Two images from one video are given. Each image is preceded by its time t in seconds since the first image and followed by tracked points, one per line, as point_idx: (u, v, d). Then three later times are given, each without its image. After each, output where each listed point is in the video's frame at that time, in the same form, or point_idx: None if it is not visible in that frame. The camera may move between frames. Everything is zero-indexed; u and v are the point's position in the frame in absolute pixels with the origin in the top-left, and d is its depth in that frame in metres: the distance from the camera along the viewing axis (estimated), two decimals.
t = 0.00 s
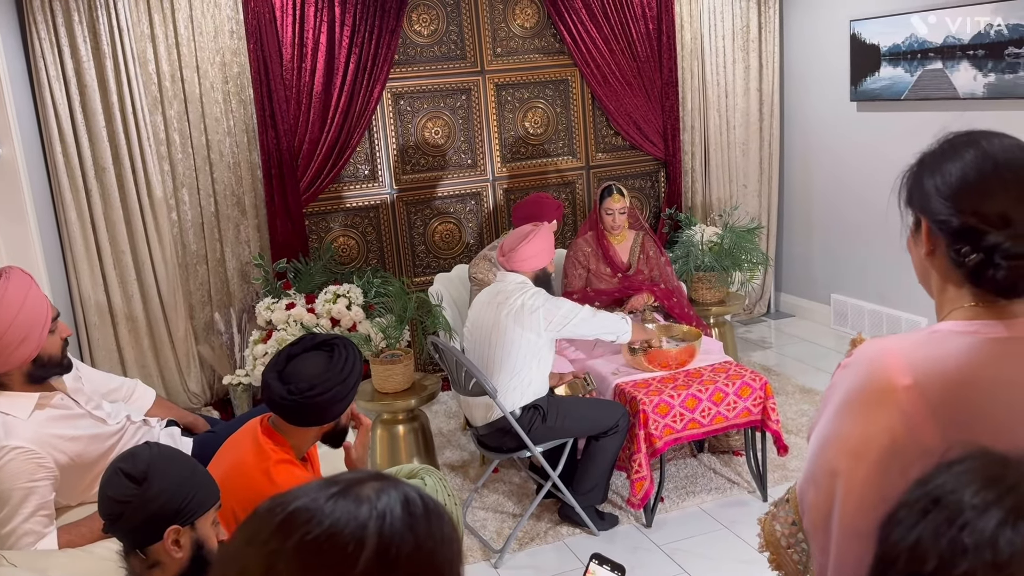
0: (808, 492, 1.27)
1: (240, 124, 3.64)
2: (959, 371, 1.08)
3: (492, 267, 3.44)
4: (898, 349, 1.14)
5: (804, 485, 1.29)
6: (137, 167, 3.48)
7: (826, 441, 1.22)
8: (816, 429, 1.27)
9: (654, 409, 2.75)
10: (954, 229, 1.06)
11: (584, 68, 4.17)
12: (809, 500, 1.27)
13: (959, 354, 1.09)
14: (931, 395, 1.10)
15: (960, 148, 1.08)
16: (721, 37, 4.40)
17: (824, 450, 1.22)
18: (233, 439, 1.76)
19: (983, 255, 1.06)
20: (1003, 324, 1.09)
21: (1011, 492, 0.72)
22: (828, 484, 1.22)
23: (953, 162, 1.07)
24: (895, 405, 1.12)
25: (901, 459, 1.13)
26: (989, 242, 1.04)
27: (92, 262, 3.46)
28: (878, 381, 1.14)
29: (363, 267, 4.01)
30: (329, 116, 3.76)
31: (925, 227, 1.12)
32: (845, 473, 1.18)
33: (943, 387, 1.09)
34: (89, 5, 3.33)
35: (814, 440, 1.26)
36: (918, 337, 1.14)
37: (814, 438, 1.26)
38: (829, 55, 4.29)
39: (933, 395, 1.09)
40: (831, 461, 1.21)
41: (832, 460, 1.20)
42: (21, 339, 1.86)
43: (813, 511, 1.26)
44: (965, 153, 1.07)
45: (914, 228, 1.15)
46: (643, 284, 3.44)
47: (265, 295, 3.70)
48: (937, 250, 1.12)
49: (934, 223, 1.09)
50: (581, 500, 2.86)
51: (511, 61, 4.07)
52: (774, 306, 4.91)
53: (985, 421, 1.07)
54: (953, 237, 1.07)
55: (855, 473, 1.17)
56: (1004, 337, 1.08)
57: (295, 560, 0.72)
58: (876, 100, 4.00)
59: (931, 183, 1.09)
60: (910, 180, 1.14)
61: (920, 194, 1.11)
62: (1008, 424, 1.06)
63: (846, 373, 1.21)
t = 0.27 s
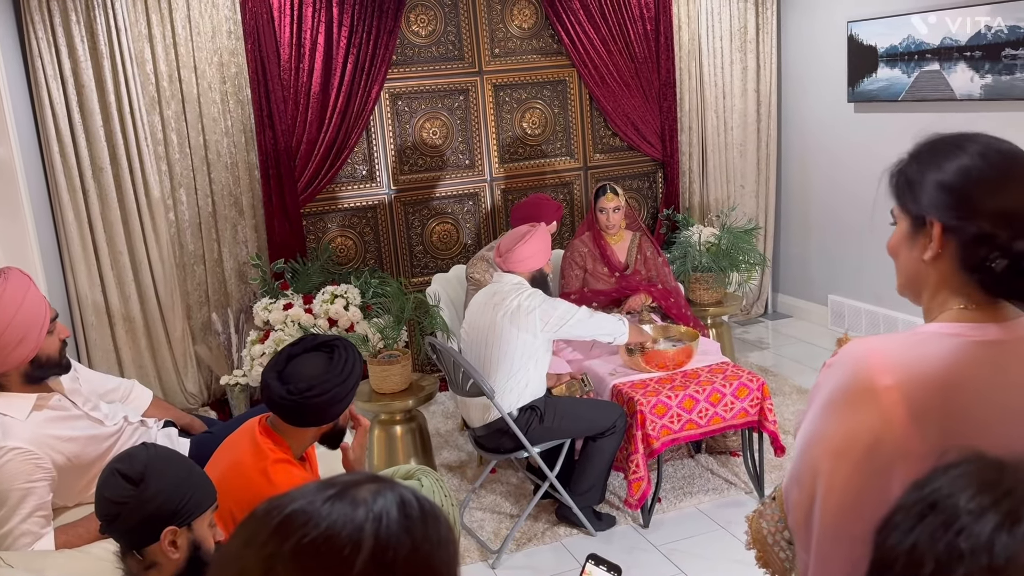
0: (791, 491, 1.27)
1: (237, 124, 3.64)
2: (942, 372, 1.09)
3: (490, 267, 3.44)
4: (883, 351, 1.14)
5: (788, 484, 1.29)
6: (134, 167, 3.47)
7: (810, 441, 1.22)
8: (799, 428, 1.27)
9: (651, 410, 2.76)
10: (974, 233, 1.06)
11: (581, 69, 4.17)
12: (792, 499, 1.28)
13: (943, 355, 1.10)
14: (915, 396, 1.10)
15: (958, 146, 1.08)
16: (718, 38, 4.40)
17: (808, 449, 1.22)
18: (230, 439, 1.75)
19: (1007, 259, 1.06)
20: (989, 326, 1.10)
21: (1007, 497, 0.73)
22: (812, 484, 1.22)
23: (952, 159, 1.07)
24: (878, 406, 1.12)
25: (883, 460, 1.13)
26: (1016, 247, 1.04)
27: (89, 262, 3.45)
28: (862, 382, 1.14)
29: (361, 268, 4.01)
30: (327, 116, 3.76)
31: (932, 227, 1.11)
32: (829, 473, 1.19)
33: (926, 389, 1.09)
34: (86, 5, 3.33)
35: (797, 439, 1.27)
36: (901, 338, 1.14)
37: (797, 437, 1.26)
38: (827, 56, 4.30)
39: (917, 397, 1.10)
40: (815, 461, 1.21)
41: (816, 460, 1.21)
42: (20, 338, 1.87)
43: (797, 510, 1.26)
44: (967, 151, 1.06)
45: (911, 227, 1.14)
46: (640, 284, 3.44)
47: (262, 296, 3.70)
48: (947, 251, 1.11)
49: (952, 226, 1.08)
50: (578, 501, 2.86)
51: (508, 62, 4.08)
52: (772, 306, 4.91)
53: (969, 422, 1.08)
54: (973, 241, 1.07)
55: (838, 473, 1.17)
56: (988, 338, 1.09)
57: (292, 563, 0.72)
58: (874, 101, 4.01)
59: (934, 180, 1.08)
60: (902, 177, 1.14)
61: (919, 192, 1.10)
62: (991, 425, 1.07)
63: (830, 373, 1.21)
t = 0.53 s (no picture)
0: (782, 490, 1.28)
1: (236, 124, 3.64)
2: (932, 374, 1.09)
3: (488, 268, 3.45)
4: (874, 351, 1.14)
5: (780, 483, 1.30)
6: (132, 166, 3.47)
7: (800, 440, 1.22)
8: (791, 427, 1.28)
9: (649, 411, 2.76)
10: (972, 238, 1.06)
11: (580, 70, 4.17)
12: (782, 497, 1.28)
13: (933, 356, 1.10)
14: (905, 397, 1.10)
15: (947, 148, 1.08)
16: (717, 39, 4.40)
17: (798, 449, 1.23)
18: (229, 439, 1.75)
19: (1010, 265, 1.06)
20: (980, 329, 1.10)
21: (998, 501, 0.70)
22: (802, 483, 1.23)
23: (941, 161, 1.08)
24: (867, 406, 1.13)
25: (872, 460, 1.14)
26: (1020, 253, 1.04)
27: (86, 261, 3.45)
28: (853, 382, 1.14)
29: (359, 268, 4.01)
30: (326, 116, 3.75)
31: (927, 232, 1.11)
32: (818, 472, 1.19)
33: (915, 390, 1.09)
34: (85, 5, 3.33)
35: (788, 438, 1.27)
36: (892, 339, 1.14)
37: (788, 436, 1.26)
38: (825, 57, 4.30)
39: (906, 398, 1.10)
40: (804, 460, 1.21)
41: (806, 460, 1.21)
42: (19, 338, 1.88)
43: (787, 509, 1.26)
44: (957, 152, 1.07)
45: (905, 231, 1.13)
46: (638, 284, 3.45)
47: (260, 296, 3.70)
48: (945, 256, 1.10)
49: (951, 231, 1.07)
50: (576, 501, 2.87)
51: (506, 62, 4.08)
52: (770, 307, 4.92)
53: (959, 424, 1.08)
54: (971, 247, 1.07)
55: (827, 472, 1.18)
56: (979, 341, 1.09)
57: (287, 564, 0.72)
58: (872, 102, 4.01)
59: (923, 180, 1.09)
60: (892, 181, 1.14)
61: (910, 195, 1.10)
62: (981, 427, 1.07)
63: (822, 372, 1.21)
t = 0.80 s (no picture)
0: (783, 493, 1.28)
1: (235, 124, 3.63)
2: (930, 377, 1.09)
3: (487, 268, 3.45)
4: (871, 354, 1.14)
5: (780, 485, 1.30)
6: (131, 166, 3.47)
7: (800, 443, 1.22)
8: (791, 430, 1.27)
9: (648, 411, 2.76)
10: (956, 240, 1.07)
11: (579, 70, 4.18)
12: (783, 500, 1.28)
13: (931, 359, 1.10)
14: (903, 400, 1.10)
15: (940, 150, 1.08)
16: (716, 40, 4.41)
17: (798, 452, 1.23)
18: (226, 440, 1.75)
19: (992, 267, 1.06)
20: (977, 330, 1.10)
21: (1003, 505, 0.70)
22: (802, 485, 1.23)
23: (932, 164, 1.08)
24: (866, 409, 1.12)
25: (872, 462, 1.14)
26: (1000, 254, 1.04)
27: (85, 261, 3.45)
28: (851, 385, 1.14)
29: (358, 268, 4.01)
30: (325, 116, 3.75)
31: (914, 234, 1.11)
32: (819, 474, 1.19)
33: (913, 393, 1.09)
34: (84, 4, 3.32)
35: (788, 441, 1.27)
36: (890, 342, 1.14)
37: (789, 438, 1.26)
38: (824, 57, 4.30)
39: (905, 401, 1.09)
40: (805, 463, 1.21)
41: (807, 463, 1.21)
42: (19, 338, 1.88)
43: (788, 511, 1.27)
44: (947, 156, 1.07)
45: (897, 233, 1.14)
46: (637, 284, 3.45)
47: (259, 296, 3.70)
48: (932, 258, 1.11)
49: (935, 232, 1.08)
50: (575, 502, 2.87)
51: (505, 62, 4.08)
52: (769, 307, 4.92)
53: (957, 427, 1.08)
54: (956, 249, 1.08)
55: (828, 475, 1.18)
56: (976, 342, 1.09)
57: (279, 565, 0.72)
58: (871, 103, 4.01)
59: (913, 184, 1.09)
60: (885, 182, 1.14)
61: (901, 198, 1.11)
62: (979, 429, 1.07)
63: (821, 375, 1.21)
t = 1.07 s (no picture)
0: (787, 495, 1.28)
1: (234, 124, 3.63)
2: (933, 378, 1.09)
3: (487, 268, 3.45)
4: (874, 355, 1.14)
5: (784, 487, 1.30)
6: (130, 166, 3.47)
7: (803, 445, 1.22)
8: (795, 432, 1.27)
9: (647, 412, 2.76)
10: (949, 241, 1.07)
11: (579, 70, 4.18)
12: (787, 502, 1.28)
13: (934, 359, 1.10)
14: (906, 400, 1.10)
15: (940, 152, 1.09)
16: (716, 40, 4.41)
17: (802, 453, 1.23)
18: (225, 441, 1.75)
19: (982, 268, 1.06)
20: (978, 331, 1.10)
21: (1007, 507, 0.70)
22: (806, 487, 1.23)
23: (934, 167, 1.08)
24: (870, 410, 1.13)
25: (876, 462, 1.14)
26: (990, 254, 1.04)
27: (85, 260, 3.45)
28: (855, 386, 1.14)
29: (358, 268, 4.01)
30: (325, 116, 3.75)
31: (911, 235, 1.12)
32: (823, 476, 1.19)
33: (917, 393, 1.09)
34: (83, 5, 3.32)
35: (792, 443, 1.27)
36: (892, 343, 1.14)
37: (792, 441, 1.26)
38: (823, 58, 4.31)
39: (909, 401, 1.10)
40: (809, 465, 1.21)
41: (810, 465, 1.21)
42: (18, 337, 1.88)
43: (793, 513, 1.26)
44: (948, 157, 1.07)
45: (897, 234, 1.14)
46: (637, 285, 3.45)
47: (259, 296, 3.70)
48: (928, 258, 1.11)
49: (928, 232, 1.08)
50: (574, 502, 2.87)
51: (505, 63, 4.08)
52: (768, 308, 4.92)
53: (960, 427, 1.08)
54: (949, 250, 1.08)
55: (832, 476, 1.18)
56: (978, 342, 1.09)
57: (276, 564, 0.72)
58: (871, 103, 4.02)
59: (913, 186, 1.09)
60: (888, 183, 1.14)
61: (902, 198, 1.11)
62: (983, 430, 1.07)
63: (824, 377, 1.21)
